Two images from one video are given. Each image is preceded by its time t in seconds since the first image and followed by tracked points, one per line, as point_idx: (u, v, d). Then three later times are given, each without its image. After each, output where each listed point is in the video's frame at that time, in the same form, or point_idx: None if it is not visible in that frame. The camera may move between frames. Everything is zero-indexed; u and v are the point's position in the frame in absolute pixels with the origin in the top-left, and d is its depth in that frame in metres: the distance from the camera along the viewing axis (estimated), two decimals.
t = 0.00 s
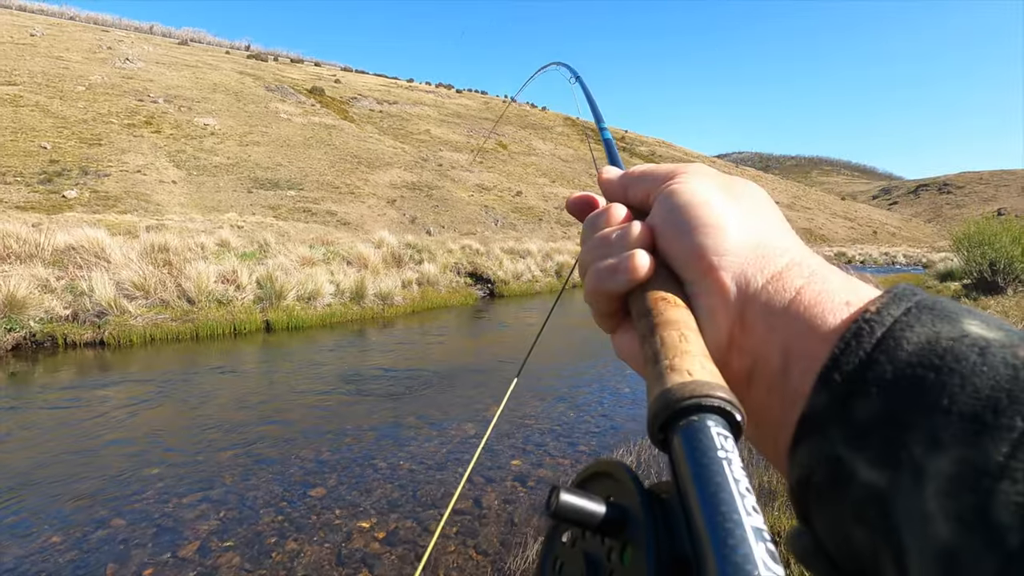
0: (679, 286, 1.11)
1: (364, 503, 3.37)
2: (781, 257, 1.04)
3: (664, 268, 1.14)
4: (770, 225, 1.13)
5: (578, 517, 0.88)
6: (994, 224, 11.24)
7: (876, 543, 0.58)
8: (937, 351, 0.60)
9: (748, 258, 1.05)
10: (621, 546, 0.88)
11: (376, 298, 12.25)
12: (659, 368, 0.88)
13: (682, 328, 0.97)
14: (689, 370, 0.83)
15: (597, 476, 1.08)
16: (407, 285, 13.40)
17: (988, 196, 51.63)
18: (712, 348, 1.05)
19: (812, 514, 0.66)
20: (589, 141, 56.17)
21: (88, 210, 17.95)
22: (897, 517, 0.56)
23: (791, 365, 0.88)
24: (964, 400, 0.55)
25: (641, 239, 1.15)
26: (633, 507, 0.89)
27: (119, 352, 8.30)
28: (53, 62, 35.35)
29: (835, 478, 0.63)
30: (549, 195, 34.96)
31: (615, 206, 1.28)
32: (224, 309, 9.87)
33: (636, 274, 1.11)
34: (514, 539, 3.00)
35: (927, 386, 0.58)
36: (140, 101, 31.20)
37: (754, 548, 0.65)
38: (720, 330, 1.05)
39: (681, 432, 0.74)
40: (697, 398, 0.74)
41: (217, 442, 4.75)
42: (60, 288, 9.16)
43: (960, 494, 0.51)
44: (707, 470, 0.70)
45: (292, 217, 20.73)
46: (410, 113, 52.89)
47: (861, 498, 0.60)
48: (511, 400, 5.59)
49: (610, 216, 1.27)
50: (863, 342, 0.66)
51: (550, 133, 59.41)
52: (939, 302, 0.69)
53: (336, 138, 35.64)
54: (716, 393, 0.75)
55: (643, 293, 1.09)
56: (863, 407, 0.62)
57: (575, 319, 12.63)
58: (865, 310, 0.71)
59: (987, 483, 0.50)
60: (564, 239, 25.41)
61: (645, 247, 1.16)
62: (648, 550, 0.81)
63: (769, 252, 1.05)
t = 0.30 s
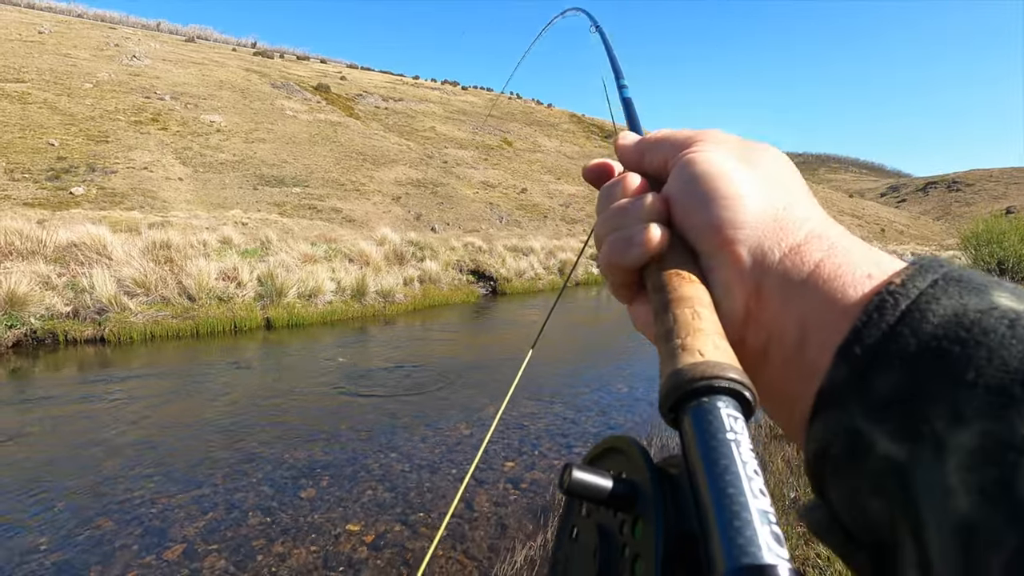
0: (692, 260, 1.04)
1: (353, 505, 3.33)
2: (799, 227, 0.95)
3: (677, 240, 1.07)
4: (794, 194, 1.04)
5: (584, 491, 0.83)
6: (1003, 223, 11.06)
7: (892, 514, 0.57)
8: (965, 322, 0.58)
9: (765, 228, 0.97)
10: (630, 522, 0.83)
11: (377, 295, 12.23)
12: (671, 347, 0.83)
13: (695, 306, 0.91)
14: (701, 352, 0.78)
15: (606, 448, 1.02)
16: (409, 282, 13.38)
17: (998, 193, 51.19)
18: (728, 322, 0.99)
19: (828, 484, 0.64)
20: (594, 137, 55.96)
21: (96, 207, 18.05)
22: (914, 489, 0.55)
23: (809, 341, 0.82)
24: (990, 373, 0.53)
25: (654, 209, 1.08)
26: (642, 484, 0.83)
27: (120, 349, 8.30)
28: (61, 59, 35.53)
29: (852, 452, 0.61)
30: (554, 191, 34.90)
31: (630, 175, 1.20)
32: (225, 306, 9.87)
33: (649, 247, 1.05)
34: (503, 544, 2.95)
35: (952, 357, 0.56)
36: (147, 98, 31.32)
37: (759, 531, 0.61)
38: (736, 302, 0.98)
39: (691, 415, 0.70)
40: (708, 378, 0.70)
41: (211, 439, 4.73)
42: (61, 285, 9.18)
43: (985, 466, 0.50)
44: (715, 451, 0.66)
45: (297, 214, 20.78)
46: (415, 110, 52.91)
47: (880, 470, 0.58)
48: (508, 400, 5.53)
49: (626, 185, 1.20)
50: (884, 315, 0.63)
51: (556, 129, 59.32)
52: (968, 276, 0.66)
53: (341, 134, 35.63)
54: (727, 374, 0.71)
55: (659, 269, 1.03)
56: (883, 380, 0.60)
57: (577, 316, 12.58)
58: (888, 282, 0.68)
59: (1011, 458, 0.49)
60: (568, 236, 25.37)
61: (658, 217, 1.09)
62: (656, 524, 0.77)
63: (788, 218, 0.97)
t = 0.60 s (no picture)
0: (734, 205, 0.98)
1: (344, 508, 3.28)
2: (855, 169, 0.88)
3: (717, 185, 1.00)
4: (848, 133, 0.96)
5: (616, 445, 0.77)
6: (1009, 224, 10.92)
7: (945, 471, 0.52)
8: None
9: (818, 171, 0.90)
10: (668, 475, 0.78)
11: (377, 295, 12.21)
12: (712, 298, 0.78)
13: (739, 254, 0.85)
14: (746, 301, 0.73)
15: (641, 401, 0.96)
16: (410, 281, 13.36)
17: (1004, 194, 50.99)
18: (770, 272, 0.94)
19: (874, 437, 0.59)
20: (597, 136, 55.88)
21: (99, 206, 18.09)
22: (975, 446, 0.50)
23: (860, 293, 0.78)
24: None
25: (691, 155, 1.01)
26: (683, 436, 0.77)
27: (119, 347, 8.27)
28: (66, 58, 35.65)
29: (906, 405, 0.56)
30: (557, 190, 34.88)
31: (666, 115, 1.11)
32: (224, 305, 9.85)
33: (690, 191, 0.96)
34: (497, 548, 2.90)
35: None
36: (151, 97, 31.40)
37: (810, 488, 0.58)
38: (781, 250, 0.93)
39: (733, 365, 0.66)
40: (755, 331, 0.66)
41: (205, 437, 4.70)
42: (60, 283, 9.16)
43: None
44: (761, 405, 0.63)
45: (301, 213, 20.81)
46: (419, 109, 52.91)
47: (937, 426, 0.53)
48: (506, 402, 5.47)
49: (661, 126, 1.10)
50: (952, 263, 0.57)
51: (559, 129, 59.27)
52: None
53: (344, 134, 35.64)
54: (777, 324, 0.67)
55: (698, 217, 0.95)
56: (946, 330, 0.54)
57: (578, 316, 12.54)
58: (958, 226, 0.62)
59: None
60: (571, 236, 25.34)
61: (697, 162, 1.01)
62: (698, 474, 0.72)
63: (841, 160, 0.90)
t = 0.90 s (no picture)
0: (799, 129, 0.83)
1: (337, 516, 3.20)
2: (950, 82, 0.74)
3: (781, 106, 0.84)
4: (937, 38, 0.80)
5: (662, 383, 0.73)
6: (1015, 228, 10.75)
7: None
8: None
9: (906, 82, 0.75)
10: (720, 417, 0.74)
11: (377, 296, 12.13)
12: (773, 229, 0.70)
13: (805, 182, 0.74)
14: (813, 233, 0.66)
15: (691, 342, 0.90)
16: (409, 283, 13.30)
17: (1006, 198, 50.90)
18: (839, 204, 0.81)
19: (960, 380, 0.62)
20: (599, 138, 55.87)
21: (101, 206, 18.07)
22: None
23: (948, 224, 0.71)
24: None
25: (750, 71, 0.85)
26: (738, 374, 0.73)
27: (115, 349, 8.19)
28: (68, 59, 35.70)
29: (996, 341, 0.62)
30: (558, 193, 34.83)
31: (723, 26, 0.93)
32: (222, 306, 9.78)
33: (748, 114, 0.82)
34: (492, 559, 2.81)
35: None
36: (153, 99, 31.44)
37: (885, 428, 0.57)
38: (853, 178, 0.79)
39: (797, 300, 0.63)
40: (832, 260, 0.63)
41: (199, 440, 4.62)
42: (57, 284, 9.09)
43: None
44: (828, 339, 0.60)
45: (302, 214, 20.77)
46: (420, 110, 52.90)
47: None
48: (505, 405, 5.40)
49: (716, 40, 0.92)
50: None
51: (560, 131, 59.30)
52: None
53: (346, 135, 35.63)
54: (846, 255, 0.63)
55: (755, 144, 0.82)
56: None
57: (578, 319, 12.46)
58: None
59: None
60: (572, 237, 25.29)
61: (757, 79, 0.86)
62: (753, 413, 0.68)
63: (932, 68, 0.75)
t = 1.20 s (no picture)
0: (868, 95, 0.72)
1: (328, 533, 3.10)
2: None
3: (848, 69, 0.73)
4: None
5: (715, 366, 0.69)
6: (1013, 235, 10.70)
7: None
8: None
9: (996, 38, 0.66)
10: (773, 399, 0.70)
11: (373, 302, 12.03)
12: (837, 206, 0.63)
13: (874, 153, 0.65)
14: (886, 208, 0.59)
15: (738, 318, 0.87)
16: (406, 289, 13.22)
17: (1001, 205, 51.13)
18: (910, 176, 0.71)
19: None
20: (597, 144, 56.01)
21: (97, 210, 17.96)
22: None
23: None
24: None
25: (814, 31, 0.74)
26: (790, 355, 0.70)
27: (107, 356, 8.06)
28: (67, 64, 35.66)
29: None
30: (556, 198, 34.85)
31: None
32: (217, 312, 9.66)
33: (811, 79, 0.71)
34: None
35: None
36: (151, 103, 31.40)
37: (965, 422, 0.51)
38: (928, 148, 0.69)
39: (866, 281, 0.57)
40: (910, 234, 0.55)
41: (187, 451, 4.51)
42: (49, 289, 8.96)
43: None
44: (903, 323, 0.54)
45: (300, 219, 20.72)
46: (419, 115, 52.95)
47: None
48: (502, 416, 5.29)
49: None
50: None
51: (558, 137, 59.44)
52: None
53: (343, 140, 35.64)
54: (926, 234, 0.56)
55: (818, 111, 0.71)
56: None
57: (575, 325, 12.39)
58: None
59: None
60: (570, 243, 25.28)
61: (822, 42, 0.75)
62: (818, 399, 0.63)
63: None
